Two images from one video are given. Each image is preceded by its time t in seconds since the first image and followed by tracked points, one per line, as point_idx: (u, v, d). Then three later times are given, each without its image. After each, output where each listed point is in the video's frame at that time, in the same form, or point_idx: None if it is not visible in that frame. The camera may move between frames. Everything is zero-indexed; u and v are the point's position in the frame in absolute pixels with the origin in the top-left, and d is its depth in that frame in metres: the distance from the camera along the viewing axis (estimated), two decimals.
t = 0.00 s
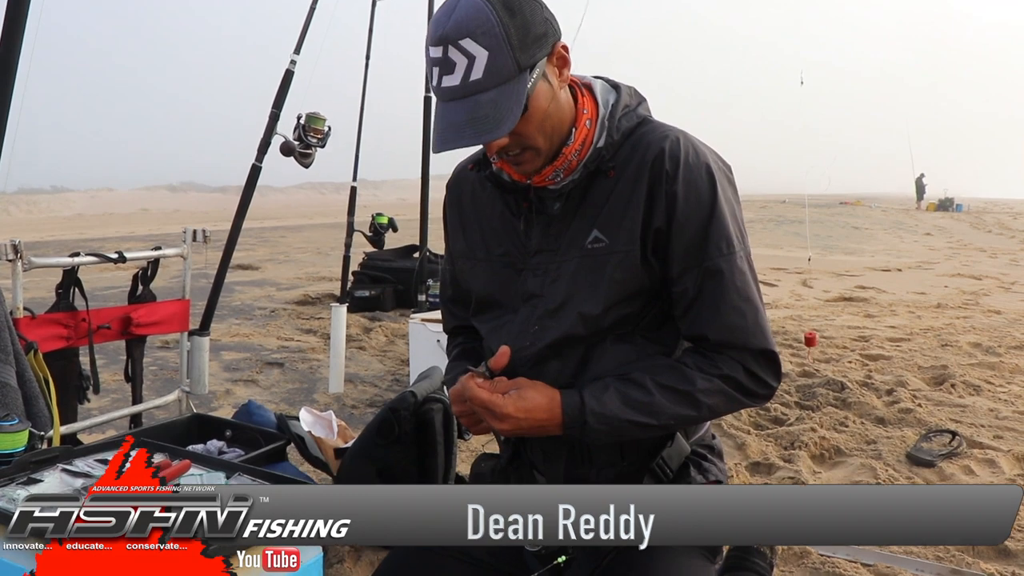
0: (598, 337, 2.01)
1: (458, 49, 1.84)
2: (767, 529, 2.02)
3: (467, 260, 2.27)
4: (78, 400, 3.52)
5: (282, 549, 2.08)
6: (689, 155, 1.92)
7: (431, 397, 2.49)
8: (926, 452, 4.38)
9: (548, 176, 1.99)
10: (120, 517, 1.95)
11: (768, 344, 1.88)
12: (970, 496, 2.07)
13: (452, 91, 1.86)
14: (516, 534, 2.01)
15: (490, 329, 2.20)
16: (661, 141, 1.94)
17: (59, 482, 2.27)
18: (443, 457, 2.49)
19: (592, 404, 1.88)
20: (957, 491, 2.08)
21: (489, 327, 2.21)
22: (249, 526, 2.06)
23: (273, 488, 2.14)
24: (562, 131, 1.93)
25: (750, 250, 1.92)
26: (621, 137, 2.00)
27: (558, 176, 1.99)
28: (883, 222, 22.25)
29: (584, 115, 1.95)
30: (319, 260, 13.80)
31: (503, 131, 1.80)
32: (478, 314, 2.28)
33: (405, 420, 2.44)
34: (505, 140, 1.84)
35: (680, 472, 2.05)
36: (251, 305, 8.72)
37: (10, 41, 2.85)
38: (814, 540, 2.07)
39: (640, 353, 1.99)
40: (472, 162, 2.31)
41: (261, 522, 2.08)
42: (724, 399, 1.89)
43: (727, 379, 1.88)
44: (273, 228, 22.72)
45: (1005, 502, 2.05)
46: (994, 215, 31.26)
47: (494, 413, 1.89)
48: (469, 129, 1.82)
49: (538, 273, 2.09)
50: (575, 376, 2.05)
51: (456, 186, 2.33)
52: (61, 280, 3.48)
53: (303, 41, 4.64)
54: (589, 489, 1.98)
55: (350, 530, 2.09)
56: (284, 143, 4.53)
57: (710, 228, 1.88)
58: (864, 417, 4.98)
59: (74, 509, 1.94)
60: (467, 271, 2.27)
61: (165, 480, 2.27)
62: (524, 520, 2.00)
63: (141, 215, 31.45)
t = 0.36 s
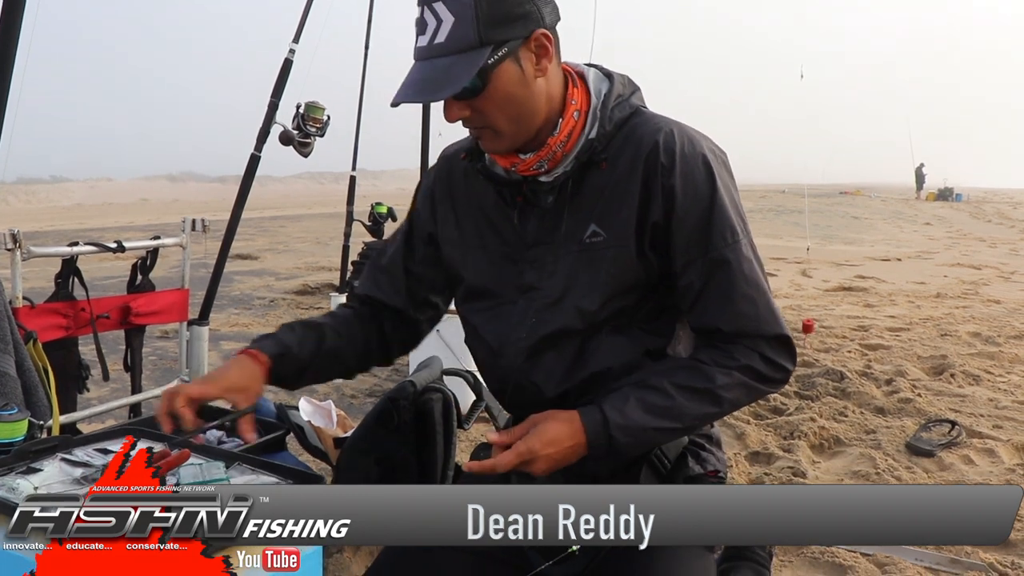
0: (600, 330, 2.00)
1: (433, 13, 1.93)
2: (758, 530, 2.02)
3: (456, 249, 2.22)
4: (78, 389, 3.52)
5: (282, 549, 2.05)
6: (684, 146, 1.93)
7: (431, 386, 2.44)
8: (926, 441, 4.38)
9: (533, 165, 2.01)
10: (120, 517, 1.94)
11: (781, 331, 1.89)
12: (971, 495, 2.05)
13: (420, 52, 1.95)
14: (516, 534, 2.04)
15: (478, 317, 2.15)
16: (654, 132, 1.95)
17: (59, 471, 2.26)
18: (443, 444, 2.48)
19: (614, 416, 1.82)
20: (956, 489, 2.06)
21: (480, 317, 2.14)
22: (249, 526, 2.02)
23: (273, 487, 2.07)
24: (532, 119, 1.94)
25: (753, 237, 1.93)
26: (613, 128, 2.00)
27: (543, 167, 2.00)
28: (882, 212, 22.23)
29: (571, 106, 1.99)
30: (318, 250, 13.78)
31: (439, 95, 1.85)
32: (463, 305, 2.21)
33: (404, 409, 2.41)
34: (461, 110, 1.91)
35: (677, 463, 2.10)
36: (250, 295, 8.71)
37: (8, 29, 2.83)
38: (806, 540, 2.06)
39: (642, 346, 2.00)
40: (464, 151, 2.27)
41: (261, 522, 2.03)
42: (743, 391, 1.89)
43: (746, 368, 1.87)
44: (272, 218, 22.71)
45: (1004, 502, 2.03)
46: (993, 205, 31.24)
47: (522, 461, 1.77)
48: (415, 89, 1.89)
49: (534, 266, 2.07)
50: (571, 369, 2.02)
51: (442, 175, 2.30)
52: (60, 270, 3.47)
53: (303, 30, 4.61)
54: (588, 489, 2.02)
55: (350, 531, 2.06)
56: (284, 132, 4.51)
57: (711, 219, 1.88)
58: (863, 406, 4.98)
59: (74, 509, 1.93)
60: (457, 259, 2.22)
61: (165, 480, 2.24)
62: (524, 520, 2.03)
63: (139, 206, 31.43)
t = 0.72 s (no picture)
0: (571, 334, 2.05)
1: (371, 21, 1.90)
2: (758, 530, 2.06)
3: (414, 259, 2.24)
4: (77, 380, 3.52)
5: (282, 549, 1.98)
6: (635, 149, 1.96)
7: (430, 377, 2.49)
8: (925, 433, 4.39)
9: (485, 175, 2.02)
10: (120, 517, 1.88)
11: (751, 324, 1.94)
12: (969, 495, 2.08)
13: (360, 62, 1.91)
14: (516, 534, 2.06)
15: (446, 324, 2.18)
16: (603, 137, 1.97)
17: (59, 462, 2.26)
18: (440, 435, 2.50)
19: (588, 425, 1.87)
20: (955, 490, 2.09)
21: (449, 327, 2.18)
22: (249, 525, 1.96)
23: (273, 487, 2.02)
24: (478, 124, 1.92)
25: (717, 233, 1.97)
26: (562, 133, 2.00)
27: (494, 176, 2.02)
28: (882, 203, 22.18)
29: (515, 111, 1.97)
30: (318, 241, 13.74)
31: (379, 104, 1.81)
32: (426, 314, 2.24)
33: (405, 400, 2.43)
34: (407, 120, 1.88)
35: (665, 457, 2.15)
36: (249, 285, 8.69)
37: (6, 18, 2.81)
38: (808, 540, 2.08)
39: (614, 345, 2.06)
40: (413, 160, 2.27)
41: (261, 521, 1.98)
42: (719, 387, 1.94)
43: (720, 365, 1.92)
44: (271, 209, 22.64)
45: (1002, 501, 2.07)
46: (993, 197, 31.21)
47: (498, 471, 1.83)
48: (356, 98, 1.85)
49: (500, 275, 2.11)
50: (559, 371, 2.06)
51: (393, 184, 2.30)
52: (59, 260, 3.46)
53: (302, 19, 4.59)
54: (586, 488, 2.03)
55: (350, 531, 2.07)
56: (283, 122, 4.50)
57: (673, 223, 1.92)
58: (862, 398, 4.99)
59: (74, 509, 1.87)
60: (416, 267, 2.24)
61: (165, 479, 2.20)
62: (524, 520, 2.04)
63: (138, 197, 31.36)
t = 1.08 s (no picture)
0: (530, 347, 2.14)
1: (312, 45, 1.92)
2: (760, 530, 2.06)
3: (390, 266, 2.34)
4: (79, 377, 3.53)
5: (282, 549, 1.98)
6: (574, 159, 1.99)
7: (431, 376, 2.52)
8: (927, 432, 4.39)
9: (443, 190, 2.09)
10: (120, 517, 1.88)
11: (670, 360, 1.88)
12: (971, 498, 2.09)
13: (308, 88, 1.93)
14: (516, 534, 2.02)
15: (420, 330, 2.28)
16: (543, 149, 2.02)
17: (62, 460, 2.27)
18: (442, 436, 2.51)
19: (484, 441, 1.86)
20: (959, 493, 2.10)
21: (422, 336, 2.27)
22: (249, 525, 1.96)
23: (273, 487, 2.03)
24: (430, 141, 1.96)
25: (648, 256, 1.95)
26: (512, 143, 2.06)
27: (452, 191, 2.09)
28: (885, 203, 22.14)
29: (468, 125, 2.01)
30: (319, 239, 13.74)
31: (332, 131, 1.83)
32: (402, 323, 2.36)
33: (407, 398, 2.45)
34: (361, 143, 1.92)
35: (652, 455, 2.17)
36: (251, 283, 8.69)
37: (9, 16, 2.81)
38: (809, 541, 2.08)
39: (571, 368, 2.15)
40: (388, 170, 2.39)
41: (261, 521, 1.98)
42: (632, 421, 1.91)
43: (636, 399, 1.88)
44: (272, 207, 22.63)
45: (1001, 504, 2.08)
46: (995, 196, 31.19)
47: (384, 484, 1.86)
48: (307, 127, 1.88)
49: (464, 286, 2.19)
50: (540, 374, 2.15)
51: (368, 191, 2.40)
52: (62, 258, 3.46)
53: (305, 17, 4.59)
54: (586, 488, 2.02)
55: (350, 530, 2.06)
56: (285, 120, 4.50)
57: (599, 240, 1.93)
58: (864, 398, 4.98)
59: (74, 509, 1.87)
60: (391, 273, 2.34)
61: (165, 479, 2.17)
62: (524, 521, 2.01)
63: (140, 194, 31.36)
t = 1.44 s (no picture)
0: (529, 349, 2.10)
1: (334, 33, 1.94)
2: (758, 529, 2.06)
3: (404, 266, 2.33)
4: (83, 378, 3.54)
5: (282, 549, 1.98)
6: (584, 155, 1.98)
7: (434, 377, 2.51)
8: (931, 434, 4.39)
9: (456, 184, 2.09)
10: (120, 517, 1.89)
11: (651, 364, 1.88)
12: (973, 498, 2.08)
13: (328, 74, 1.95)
14: (516, 534, 2.04)
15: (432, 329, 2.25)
16: (552, 145, 2.01)
17: (66, 459, 2.27)
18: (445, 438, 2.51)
19: (453, 432, 1.88)
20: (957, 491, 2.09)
21: (430, 333, 2.25)
22: (249, 525, 1.96)
23: (273, 487, 2.02)
24: (444, 131, 1.98)
25: (647, 260, 1.95)
26: (525, 141, 2.04)
27: (464, 185, 2.08)
28: (888, 205, 22.12)
29: (483, 120, 2.02)
30: (321, 239, 13.76)
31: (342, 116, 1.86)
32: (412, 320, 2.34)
33: (410, 399, 2.45)
34: (375, 130, 1.94)
35: (657, 457, 2.17)
36: (254, 284, 8.70)
37: (15, 17, 2.82)
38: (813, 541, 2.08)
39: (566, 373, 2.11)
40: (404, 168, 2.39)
41: (261, 521, 1.98)
42: (603, 424, 1.90)
43: (609, 404, 1.89)
44: (276, 208, 22.67)
45: (1004, 503, 2.06)
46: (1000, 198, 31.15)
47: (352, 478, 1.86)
48: (322, 109, 1.90)
49: (473, 284, 2.16)
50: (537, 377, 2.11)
51: (388, 196, 2.43)
52: (66, 258, 3.47)
53: (309, 18, 4.59)
54: (586, 489, 2.03)
55: (350, 531, 2.04)
56: (289, 121, 4.51)
57: (602, 238, 1.92)
58: (868, 400, 4.98)
59: (74, 509, 1.87)
60: (405, 274, 2.33)
61: (165, 479, 2.18)
62: (524, 520, 2.03)
63: (143, 195, 31.41)
